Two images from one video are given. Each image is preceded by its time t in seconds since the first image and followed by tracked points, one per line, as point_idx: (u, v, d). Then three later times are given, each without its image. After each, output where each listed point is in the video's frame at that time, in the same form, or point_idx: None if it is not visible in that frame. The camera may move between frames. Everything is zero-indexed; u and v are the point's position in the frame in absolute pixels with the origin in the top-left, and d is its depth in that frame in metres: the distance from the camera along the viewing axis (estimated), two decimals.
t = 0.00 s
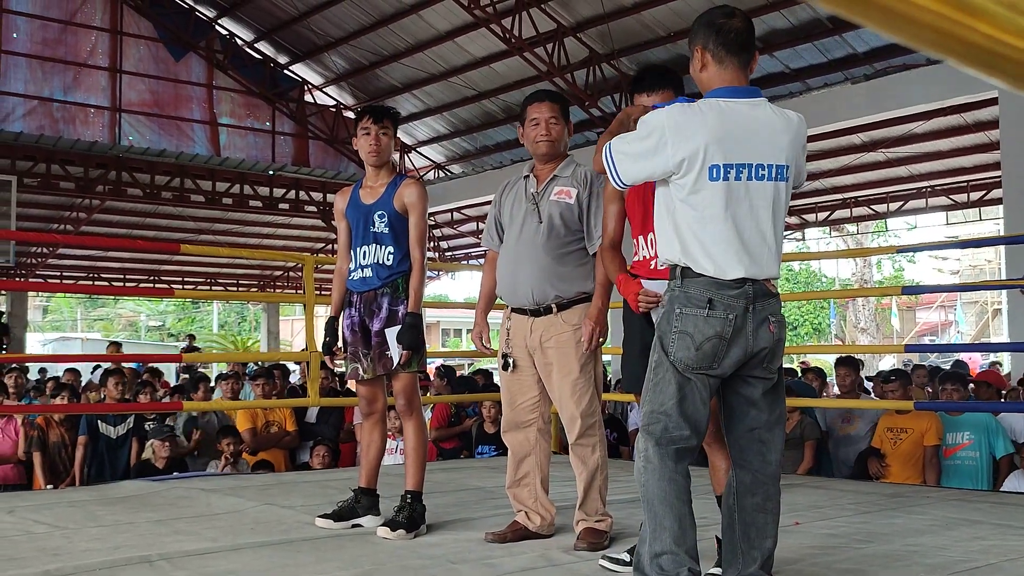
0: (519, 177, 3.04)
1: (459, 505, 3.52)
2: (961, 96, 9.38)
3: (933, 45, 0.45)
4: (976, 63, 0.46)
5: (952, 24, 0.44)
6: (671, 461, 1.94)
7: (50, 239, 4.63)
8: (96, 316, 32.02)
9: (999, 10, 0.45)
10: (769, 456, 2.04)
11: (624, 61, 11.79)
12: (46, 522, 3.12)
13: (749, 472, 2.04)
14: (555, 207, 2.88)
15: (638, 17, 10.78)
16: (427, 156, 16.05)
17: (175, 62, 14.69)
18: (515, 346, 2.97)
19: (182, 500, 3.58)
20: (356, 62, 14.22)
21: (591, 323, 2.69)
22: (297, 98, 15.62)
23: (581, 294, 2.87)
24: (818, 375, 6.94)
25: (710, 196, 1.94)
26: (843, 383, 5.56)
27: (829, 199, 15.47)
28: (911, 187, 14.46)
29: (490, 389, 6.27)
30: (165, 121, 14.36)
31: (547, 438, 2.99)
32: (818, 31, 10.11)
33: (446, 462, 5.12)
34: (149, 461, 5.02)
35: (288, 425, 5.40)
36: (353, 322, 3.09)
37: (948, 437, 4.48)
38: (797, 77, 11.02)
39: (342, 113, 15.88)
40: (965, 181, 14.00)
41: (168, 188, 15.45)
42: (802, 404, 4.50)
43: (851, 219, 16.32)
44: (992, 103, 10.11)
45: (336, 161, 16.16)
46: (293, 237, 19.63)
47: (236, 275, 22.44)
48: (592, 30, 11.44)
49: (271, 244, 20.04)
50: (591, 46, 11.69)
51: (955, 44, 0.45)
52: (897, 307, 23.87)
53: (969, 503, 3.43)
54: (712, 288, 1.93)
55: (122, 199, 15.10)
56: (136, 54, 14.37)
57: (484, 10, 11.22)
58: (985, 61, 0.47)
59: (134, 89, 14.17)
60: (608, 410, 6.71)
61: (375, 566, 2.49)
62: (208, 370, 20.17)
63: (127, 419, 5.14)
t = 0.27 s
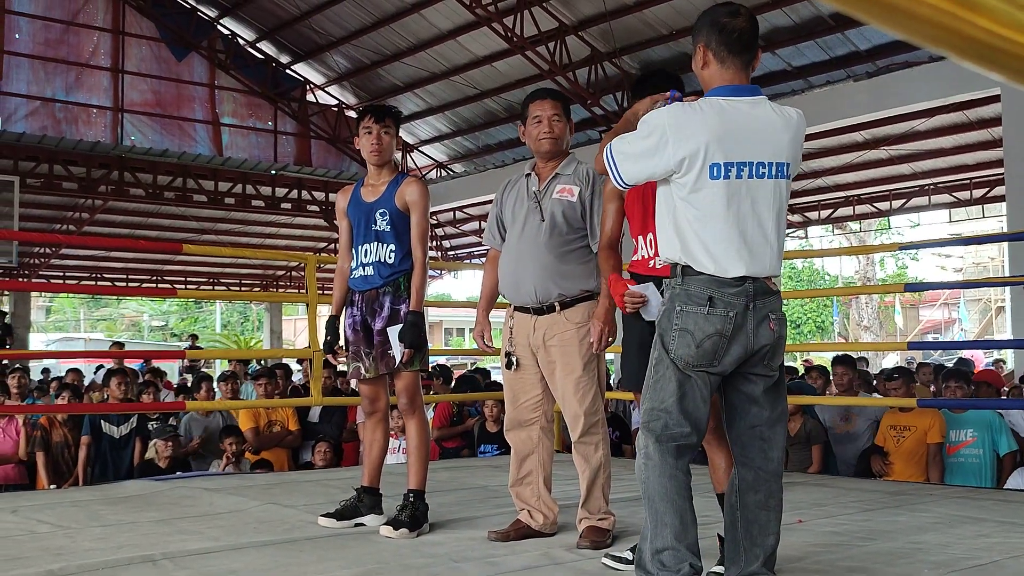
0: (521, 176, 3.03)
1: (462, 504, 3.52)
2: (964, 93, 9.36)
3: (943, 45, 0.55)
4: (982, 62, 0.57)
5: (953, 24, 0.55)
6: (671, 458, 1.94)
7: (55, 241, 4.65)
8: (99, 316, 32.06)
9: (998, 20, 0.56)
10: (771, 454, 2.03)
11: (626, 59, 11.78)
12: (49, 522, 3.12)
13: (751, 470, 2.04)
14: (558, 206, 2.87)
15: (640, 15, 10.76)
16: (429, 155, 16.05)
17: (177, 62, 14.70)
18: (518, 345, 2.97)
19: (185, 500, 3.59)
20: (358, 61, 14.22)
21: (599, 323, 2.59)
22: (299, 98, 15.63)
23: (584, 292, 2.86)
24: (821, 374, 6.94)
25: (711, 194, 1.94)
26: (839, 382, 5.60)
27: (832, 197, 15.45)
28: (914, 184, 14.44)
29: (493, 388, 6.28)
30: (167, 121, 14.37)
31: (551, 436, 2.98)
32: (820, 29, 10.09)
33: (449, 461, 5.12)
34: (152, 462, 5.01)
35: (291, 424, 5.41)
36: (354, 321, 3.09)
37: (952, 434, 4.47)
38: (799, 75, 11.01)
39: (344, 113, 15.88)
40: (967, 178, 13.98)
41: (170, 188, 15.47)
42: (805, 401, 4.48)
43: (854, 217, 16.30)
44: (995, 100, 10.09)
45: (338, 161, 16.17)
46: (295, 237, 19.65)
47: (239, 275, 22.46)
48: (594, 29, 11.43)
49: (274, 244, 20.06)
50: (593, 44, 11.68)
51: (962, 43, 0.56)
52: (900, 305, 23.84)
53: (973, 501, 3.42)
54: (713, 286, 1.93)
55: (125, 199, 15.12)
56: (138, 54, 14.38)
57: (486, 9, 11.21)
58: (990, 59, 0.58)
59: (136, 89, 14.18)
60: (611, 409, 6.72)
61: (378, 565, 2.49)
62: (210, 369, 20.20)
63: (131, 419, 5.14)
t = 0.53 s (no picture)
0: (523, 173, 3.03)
1: (464, 503, 3.52)
2: (966, 91, 9.34)
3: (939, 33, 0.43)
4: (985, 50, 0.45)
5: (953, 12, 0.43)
6: (672, 456, 1.93)
7: (57, 241, 4.66)
8: (102, 316, 32.07)
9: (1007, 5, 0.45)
10: (773, 452, 2.03)
11: (627, 57, 11.78)
12: (52, 521, 3.12)
13: (752, 467, 2.04)
14: (559, 203, 2.87)
15: (641, 13, 10.75)
16: (431, 154, 16.05)
17: (178, 62, 14.71)
18: (520, 344, 2.97)
19: (187, 499, 3.59)
20: (359, 60, 14.21)
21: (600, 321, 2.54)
22: (301, 97, 15.62)
23: (586, 290, 2.86)
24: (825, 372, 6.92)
25: (711, 192, 1.94)
26: (838, 381, 5.62)
27: (834, 194, 15.43)
28: (916, 182, 14.42)
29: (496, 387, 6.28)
30: (168, 121, 14.38)
31: (554, 433, 2.98)
32: (821, 26, 10.08)
33: (452, 460, 5.12)
34: (154, 462, 4.95)
35: (292, 423, 5.42)
36: (355, 320, 3.09)
37: (954, 432, 4.46)
38: (800, 73, 10.99)
39: (345, 112, 15.87)
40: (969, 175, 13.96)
41: (172, 188, 15.47)
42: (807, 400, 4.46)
43: (856, 215, 16.29)
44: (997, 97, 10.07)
45: (339, 160, 16.16)
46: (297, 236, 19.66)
47: (241, 274, 22.47)
48: (595, 27, 11.42)
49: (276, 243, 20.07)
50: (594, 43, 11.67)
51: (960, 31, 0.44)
52: (902, 302, 23.81)
53: (976, 498, 3.41)
54: (714, 283, 1.92)
55: (127, 198, 15.13)
56: (139, 54, 14.38)
57: (486, 8, 11.20)
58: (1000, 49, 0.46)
59: (138, 89, 14.19)
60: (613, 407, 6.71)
61: (379, 564, 2.48)
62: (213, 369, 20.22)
63: (132, 419, 5.15)
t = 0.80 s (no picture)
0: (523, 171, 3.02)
1: (466, 501, 3.52)
2: (967, 88, 9.32)
3: (933, 29, 0.47)
4: (978, 47, 0.50)
5: (945, 10, 0.47)
6: (672, 452, 1.93)
7: (59, 241, 4.67)
8: (103, 315, 32.10)
9: (999, 5, 0.49)
10: (773, 449, 2.03)
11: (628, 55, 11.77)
12: (53, 521, 3.13)
13: (752, 465, 2.04)
14: (560, 201, 2.87)
15: (642, 12, 10.74)
16: (432, 153, 16.05)
17: (180, 61, 14.70)
18: (522, 342, 2.97)
19: (189, 498, 3.60)
20: (360, 59, 14.21)
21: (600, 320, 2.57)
22: (302, 96, 15.63)
23: (587, 288, 2.86)
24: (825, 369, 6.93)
25: (703, 180, 1.95)
26: (838, 380, 5.63)
27: (835, 192, 15.42)
28: (917, 179, 14.41)
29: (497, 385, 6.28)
30: (169, 120, 14.39)
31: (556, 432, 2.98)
32: (823, 24, 10.07)
33: (453, 459, 5.12)
34: (157, 460, 4.95)
35: (294, 422, 5.43)
36: (357, 319, 3.09)
37: (955, 429, 4.46)
38: (801, 71, 10.98)
39: (346, 110, 15.87)
40: (971, 173, 13.94)
41: (173, 187, 15.48)
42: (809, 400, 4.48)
43: (858, 213, 16.28)
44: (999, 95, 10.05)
45: (341, 159, 16.16)
46: (299, 235, 19.67)
47: (243, 274, 22.47)
48: (596, 25, 11.42)
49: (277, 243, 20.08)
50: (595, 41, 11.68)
51: (950, 29, 0.48)
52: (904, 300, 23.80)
53: (978, 495, 3.41)
54: (712, 278, 1.92)
55: (128, 198, 15.13)
56: (141, 54, 14.39)
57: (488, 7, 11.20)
58: (990, 47, 0.50)
59: (139, 88, 14.19)
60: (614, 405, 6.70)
61: (381, 562, 2.49)
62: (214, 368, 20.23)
63: (135, 418, 5.16)
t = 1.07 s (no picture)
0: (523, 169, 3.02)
1: (468, 500, 3.53)
2: (969, 86, 9.30)
3: (939, 28, 0.45)
4: (982, 46, 0.48)
5: (951, 8, 0.45)
6: (675, 448, 1.94)
7: (63, 241, 4.69)
8: (105, 315, 32.12)
9: (1006, 2, 0.47)
10: (774, 446, 2.03)
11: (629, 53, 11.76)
12: (56, 520, 3.13)
13: (755, 461, 2.04)
14: (562, 200, 2.87)
15: (643, 10, 10.73)
16: (433, 152, 16.04)
17: (181, 61, 14.70)
18: (524, 341, 2.96)
19: (192, 497, 3.60)
20: (362, 58, 14.20)
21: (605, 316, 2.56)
22: (304, 96, 15.64)
23: (589, 287, 2.86)
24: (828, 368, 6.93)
25: (702, 171, 1.95)
26: (838, 379, 5.64)
27: (837, 190, 15.40)
28: (919, 177, 14.39)
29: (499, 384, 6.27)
30: (171, 120, 14.39)
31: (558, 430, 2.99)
32: (824, 22, 10.06)
33: (455, 458, 5.12)
34: (158, 460, 4.99)
35: (296, 421, 5.44)
36: (358, 318, 3.10)
37: (957, 427, 4.46)
38: (803, 69, 10.97)
39: (347, 110, 15.86)
40: (973, 171, 13.92)
41: (175, 187, 15.48)
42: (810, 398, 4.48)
43: (859, 211, 16.27)
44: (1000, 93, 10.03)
45: (342, 158, 16.16)
46: (300, 235, 19.67)
47: (244, 273, 22.48)
48: (597, 24, 11.41)
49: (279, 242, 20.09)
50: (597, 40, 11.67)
51: (959, 26, 0.46)
52: (906, 299, 23.78)
53: (980, 494, 3.40)
54: (714, 272, 1.92)
55: (129, 197, 15.13)
56: (142, 53, 14.38)
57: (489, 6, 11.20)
58: (994, 43, 0.48)
59: (140, 88, 14.20)
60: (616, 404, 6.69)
61: (383, 561, 2.49)
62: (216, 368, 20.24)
63: (137, 417, 5.17)
